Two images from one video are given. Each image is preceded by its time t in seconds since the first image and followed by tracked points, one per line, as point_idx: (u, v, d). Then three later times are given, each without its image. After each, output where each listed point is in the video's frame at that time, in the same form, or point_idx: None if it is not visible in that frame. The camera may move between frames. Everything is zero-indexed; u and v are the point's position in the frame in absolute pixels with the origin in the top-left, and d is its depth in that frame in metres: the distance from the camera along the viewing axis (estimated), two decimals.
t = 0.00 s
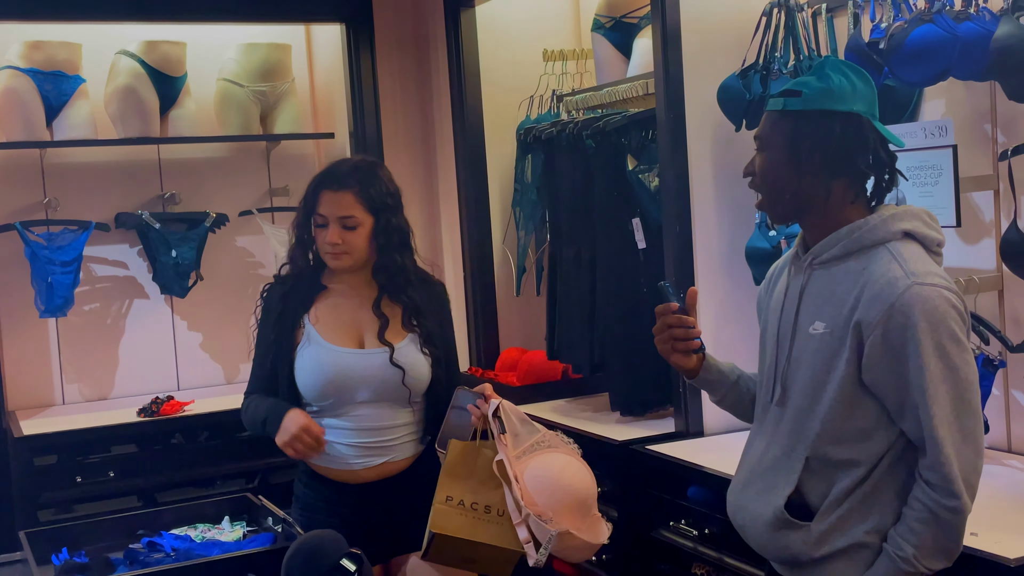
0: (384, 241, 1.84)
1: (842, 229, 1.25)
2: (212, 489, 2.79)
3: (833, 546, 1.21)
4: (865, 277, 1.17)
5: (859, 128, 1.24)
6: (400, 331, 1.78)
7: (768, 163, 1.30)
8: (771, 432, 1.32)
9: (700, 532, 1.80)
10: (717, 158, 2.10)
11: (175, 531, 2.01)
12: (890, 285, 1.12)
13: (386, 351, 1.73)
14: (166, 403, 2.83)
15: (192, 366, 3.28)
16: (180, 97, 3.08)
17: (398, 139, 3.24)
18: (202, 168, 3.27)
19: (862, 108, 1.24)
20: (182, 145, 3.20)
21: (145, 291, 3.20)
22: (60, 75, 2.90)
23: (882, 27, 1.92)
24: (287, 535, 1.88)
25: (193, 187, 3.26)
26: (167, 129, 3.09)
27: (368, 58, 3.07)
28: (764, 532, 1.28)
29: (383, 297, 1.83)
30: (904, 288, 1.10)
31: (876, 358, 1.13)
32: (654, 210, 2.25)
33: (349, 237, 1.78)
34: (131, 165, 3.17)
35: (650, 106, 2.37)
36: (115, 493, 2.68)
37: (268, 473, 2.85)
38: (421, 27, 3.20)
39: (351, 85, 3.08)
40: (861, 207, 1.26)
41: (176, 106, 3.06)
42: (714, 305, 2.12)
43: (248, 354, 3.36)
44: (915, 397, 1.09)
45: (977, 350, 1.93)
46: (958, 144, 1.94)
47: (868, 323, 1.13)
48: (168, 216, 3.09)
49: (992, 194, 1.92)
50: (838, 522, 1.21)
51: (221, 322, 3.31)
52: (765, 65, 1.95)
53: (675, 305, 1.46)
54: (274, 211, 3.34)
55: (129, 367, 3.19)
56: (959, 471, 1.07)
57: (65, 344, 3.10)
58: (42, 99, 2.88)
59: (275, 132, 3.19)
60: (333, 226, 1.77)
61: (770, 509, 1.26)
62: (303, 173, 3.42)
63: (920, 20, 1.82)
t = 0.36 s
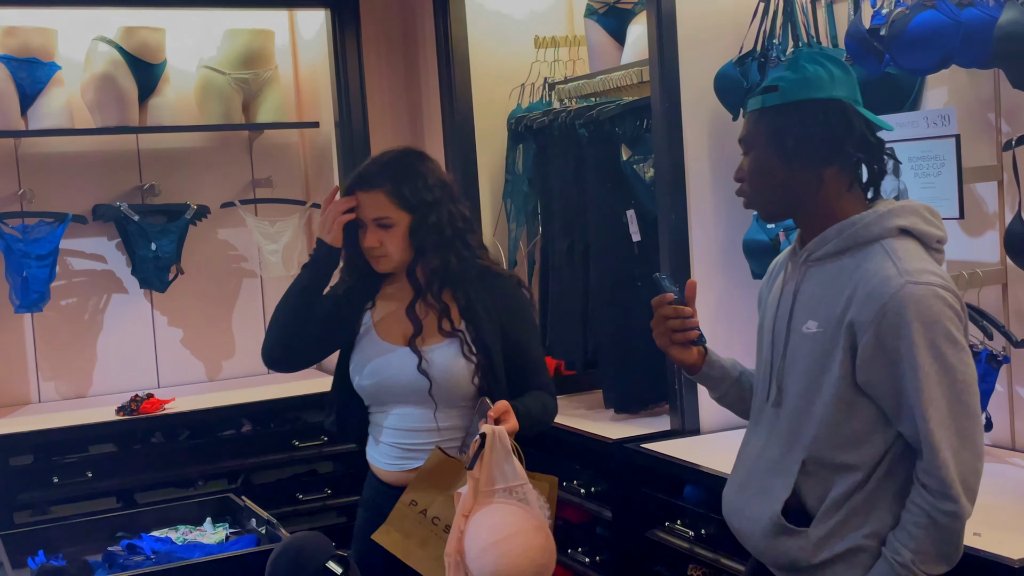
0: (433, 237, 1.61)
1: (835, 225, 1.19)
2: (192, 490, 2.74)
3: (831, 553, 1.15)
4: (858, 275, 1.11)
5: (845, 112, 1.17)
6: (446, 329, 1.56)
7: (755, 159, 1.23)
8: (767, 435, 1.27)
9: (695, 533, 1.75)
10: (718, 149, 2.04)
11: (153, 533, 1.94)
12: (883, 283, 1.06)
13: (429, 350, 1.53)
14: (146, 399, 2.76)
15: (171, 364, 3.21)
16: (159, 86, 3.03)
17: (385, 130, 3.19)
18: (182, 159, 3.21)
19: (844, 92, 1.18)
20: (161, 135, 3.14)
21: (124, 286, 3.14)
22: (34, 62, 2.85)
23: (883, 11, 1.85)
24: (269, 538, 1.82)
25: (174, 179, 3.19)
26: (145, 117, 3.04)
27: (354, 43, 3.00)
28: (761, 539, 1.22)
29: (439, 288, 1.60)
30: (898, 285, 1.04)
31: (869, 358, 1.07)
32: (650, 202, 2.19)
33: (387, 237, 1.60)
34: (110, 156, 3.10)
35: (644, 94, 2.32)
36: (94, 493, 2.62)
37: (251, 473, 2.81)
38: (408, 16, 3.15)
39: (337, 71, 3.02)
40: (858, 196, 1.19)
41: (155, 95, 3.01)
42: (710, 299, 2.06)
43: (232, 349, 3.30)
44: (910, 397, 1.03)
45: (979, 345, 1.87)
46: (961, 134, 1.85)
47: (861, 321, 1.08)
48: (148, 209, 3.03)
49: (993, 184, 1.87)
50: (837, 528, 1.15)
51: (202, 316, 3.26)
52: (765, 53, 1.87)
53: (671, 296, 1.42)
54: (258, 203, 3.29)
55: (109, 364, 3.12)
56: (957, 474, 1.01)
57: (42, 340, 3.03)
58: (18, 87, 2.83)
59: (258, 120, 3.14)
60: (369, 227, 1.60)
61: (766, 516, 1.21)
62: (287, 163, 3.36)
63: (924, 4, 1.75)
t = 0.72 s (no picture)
0: (486, 244, 1.70)
1: (720, 225, 1.17)
2: (183, 482, 2.74)
3: (779, 550, 1.10)
4: (740, 272, 1.10)
5: (720, 115, 1.13)
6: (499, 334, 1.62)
7: (646, 172, 1.19)
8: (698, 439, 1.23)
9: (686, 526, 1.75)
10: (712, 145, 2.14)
11: (144, 525, 1.94)
12: (762, 276, 1.05)
13: (484, 355, 1.60)
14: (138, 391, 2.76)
15: (163, 355, 3.21)
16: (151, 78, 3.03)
17: (377, 121, 3.14)
18: (174, 151, 3.21)
19: (721, 94, 1.16)
20: (153, 127, 3.13)
21: (116, 278, 3.14)
22: (25, 52, 2.84)
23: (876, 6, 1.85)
24: (260, 529, 1.81)
25: (167, 170, 3.19)
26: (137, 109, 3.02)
27: (348, 37, 3.02)
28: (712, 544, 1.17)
29: (497, 292, 1.66)
30: (777, 274, 1.03)
31: (763, 350, 1.06)
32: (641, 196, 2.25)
33: (439, 249, 1.69)
34: (102, 148, 3.09)
35: (637, 88, 2.35)
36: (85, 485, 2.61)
37: (242, 466, 2.82)
38: (403, 9, 3.15)
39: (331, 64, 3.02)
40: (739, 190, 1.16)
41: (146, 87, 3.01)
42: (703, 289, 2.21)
43: (223, 341, 3.31)
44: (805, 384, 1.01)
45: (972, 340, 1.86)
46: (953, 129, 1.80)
47: (750, 317, 1.06)
48: (140, 200, 3.02)
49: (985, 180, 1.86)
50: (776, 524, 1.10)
51: (194, 308, 3.26)
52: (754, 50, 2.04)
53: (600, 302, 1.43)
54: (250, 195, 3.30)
55: (101, 355, 3.12)
56: (864, 450, 1.00)
57: (32, 330, 3.02)
58: (9, 77, 2.82)
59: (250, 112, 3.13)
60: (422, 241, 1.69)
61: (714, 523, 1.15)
62: (280, 156, 3.37)
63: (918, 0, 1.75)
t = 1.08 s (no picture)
0: (510, 238, 1.67)
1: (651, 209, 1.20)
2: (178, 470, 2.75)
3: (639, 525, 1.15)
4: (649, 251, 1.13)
5: (650, 111, 1.17)
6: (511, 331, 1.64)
7: (594, 177, 1.22)
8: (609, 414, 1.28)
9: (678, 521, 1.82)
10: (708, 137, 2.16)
11: (137, 513, 1.93)
12: (657, 255, 1.08)
13: (497, 348, 1.65)
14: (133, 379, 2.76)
15: (159, 343, 3.21)
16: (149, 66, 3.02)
17: (377, 113, 3.14)
18: (172, 139, 3.20)
19: (650, 93, 1.21)
20: (151, 114, 3.13)
21: (112, 266, 3.13)
22: (23, 38, 2.86)
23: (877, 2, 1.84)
24: (254, 519, 1.81)
25: (165, 157, 3.18)
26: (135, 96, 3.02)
27: (346, 27, 3.01)
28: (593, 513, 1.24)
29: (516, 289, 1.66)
30: (669, 255, 1.06)
31: (650, 327, 1.09)
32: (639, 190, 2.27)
33: (473, 240, 1.67)
34: (99, 134, 3.09)
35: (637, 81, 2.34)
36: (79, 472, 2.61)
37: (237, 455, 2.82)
38: None
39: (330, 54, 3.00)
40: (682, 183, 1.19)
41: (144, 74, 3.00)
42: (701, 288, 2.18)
43: (219, 330, 3.30)
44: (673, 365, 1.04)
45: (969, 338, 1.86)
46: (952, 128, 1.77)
47: (640, 292, 1.10)
48: (136, 187, 3.02)
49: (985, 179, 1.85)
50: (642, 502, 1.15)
51: (189, 297, 3.25)
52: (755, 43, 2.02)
53: (551, 313, 1.51)
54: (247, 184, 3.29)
55: (96, 342, 3.12)
56: (718, 440, 1.01)
57: (28, 317, 3.02)
58: (6, 62, 2.83)
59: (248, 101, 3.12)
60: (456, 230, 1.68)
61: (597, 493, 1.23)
62: (277, 145, 3.37)
63: None
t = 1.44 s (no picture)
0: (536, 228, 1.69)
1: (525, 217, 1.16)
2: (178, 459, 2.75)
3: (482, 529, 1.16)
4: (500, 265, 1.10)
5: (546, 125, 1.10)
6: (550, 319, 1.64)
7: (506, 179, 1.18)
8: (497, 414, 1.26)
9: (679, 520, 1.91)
10: (715, 138, 2.15)
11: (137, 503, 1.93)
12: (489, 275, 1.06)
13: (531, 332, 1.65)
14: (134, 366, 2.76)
15: (161, 331, 3.21)
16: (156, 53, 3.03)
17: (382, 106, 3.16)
18: (177, 127, 3.20)
19: (551, 99, 1.11)
20: (157, 100, 3.13)
21: (116, 252, 3.13)
22: (31, 22, 2.86)
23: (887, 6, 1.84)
24: (254, 511, 1.80)
25: (170, 144, 3.18)
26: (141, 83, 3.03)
27: (355, 18, 2.99)
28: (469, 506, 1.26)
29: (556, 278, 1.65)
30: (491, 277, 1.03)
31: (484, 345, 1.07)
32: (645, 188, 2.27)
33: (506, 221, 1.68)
34: (105, 121, 3.09)
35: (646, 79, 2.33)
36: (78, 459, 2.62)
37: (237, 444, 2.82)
38: None
39: (337, 44, 2.99)
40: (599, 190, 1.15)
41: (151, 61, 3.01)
42: (704, 287, 2.17)
43: (221, 319, 3.31)
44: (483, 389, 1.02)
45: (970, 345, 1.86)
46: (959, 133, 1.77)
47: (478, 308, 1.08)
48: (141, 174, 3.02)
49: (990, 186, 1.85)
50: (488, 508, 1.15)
51: (192, 285, 3.25)
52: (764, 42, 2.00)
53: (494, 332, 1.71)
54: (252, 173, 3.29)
55: (98, 329, 3.12)
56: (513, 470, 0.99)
57: (31, 302, 3.02)
58: (13, 47, 2.84)
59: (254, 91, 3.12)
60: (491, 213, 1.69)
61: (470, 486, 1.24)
62: (283, 134, 3.37)
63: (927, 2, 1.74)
